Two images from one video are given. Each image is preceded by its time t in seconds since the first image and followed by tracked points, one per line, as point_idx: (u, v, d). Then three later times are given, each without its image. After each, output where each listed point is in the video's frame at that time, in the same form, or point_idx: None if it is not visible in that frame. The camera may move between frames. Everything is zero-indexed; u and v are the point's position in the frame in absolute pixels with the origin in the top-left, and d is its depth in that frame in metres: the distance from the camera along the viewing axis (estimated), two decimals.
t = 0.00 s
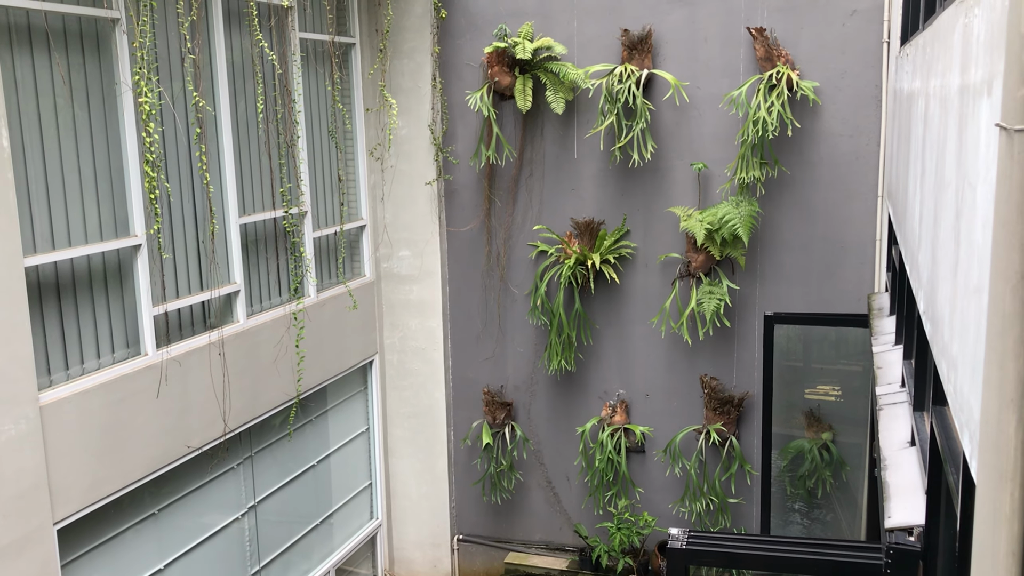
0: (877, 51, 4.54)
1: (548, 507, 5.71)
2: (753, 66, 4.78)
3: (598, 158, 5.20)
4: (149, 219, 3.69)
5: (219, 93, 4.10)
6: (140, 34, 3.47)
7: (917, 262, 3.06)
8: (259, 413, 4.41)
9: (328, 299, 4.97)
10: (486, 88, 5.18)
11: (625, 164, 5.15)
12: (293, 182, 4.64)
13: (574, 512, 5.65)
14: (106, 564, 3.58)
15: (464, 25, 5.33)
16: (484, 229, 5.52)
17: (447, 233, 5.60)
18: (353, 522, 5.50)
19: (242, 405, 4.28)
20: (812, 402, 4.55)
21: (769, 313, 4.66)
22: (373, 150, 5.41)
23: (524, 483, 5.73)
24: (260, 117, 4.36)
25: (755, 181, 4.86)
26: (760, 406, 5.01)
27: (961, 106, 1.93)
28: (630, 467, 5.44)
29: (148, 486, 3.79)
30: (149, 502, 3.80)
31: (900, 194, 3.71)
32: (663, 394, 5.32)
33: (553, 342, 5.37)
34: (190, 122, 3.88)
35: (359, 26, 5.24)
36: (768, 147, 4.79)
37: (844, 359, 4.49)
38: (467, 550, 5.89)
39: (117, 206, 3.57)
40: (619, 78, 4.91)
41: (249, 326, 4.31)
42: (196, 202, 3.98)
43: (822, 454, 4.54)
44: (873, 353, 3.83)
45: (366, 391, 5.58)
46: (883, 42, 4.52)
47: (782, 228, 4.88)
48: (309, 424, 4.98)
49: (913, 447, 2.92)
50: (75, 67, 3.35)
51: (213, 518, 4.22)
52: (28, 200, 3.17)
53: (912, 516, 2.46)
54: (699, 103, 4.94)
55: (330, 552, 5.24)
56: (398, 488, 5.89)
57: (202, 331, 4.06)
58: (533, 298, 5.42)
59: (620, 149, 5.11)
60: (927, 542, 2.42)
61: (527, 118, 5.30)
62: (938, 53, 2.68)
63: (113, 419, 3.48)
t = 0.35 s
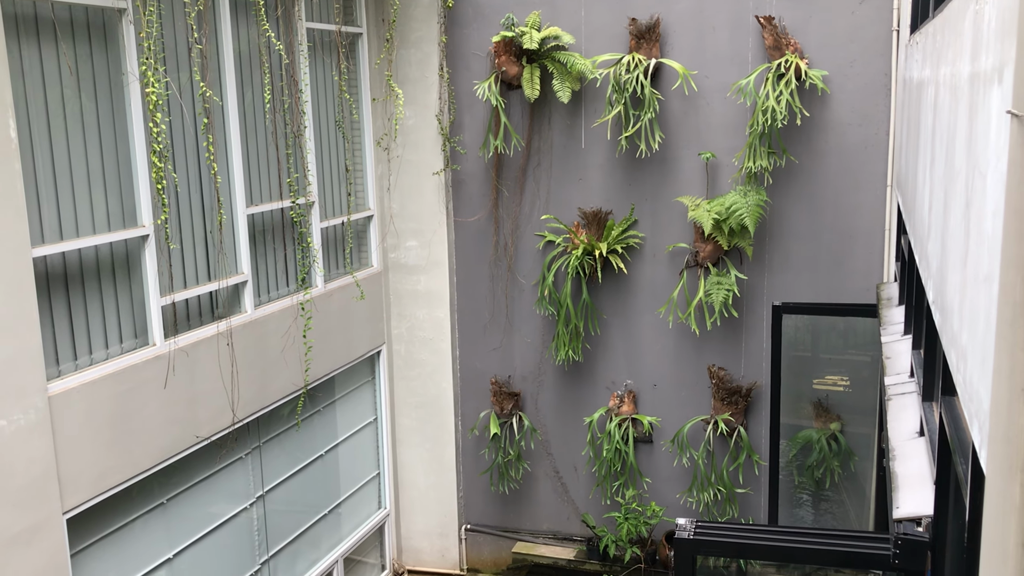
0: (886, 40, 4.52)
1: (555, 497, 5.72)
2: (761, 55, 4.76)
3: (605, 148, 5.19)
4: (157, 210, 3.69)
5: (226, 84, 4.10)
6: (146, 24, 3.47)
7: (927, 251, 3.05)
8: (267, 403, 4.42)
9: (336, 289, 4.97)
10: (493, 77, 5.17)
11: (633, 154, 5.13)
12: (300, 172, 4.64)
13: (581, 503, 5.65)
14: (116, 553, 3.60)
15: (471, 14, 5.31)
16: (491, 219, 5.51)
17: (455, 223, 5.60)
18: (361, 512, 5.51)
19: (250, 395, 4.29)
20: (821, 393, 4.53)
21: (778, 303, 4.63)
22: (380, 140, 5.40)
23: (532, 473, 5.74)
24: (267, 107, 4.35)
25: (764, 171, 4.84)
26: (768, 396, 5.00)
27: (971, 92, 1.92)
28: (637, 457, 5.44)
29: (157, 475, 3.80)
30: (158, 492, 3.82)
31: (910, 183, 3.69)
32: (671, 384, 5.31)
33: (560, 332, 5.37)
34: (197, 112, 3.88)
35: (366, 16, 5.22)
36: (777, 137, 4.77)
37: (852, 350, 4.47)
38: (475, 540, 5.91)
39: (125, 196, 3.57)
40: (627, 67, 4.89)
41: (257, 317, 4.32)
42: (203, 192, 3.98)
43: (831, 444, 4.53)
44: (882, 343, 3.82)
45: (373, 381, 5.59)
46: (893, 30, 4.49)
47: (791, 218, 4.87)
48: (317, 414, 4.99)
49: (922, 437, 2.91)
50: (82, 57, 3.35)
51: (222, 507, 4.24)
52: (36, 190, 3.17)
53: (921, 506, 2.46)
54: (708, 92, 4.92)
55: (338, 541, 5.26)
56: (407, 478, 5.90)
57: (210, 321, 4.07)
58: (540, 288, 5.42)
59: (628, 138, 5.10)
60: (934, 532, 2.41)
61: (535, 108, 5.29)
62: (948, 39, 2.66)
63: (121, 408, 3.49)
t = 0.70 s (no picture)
0: (895, 25, 4.48)
1: (562, 483, 5.73)
2: (769, 41, 4.73)
3: (612, 134, 5.17)
4: (163, 198, 3.69)
5: (232, 71, 4.09)
6: (151, 11, 3.46)
7: (936, 237, 3.03)
8: (274, 391, 4.43)
9: (342, 277, 4.97)
10: (499, 64, 5.15)
11: (640, 140, 5.11)
12: (306, 160, 4.63)
13: (588, 489, 5.67)
14: (125, 540, 3.62)
15: None
16: (498, 206, 5.50)
17: (461, 210, 5.59)
18: (368, 499, 5.53)
19: (258, 383, 4.30)
20: (828, 379, 4.51)
21: (785, 290, 4.63)
22: (385, 127, 5.38)
23: (539, 460, 5.75)
24: (273, 94, 4.34)
25: (772, 157, 4.81)
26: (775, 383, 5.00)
27: (981, 76, 1.90)
28: (644, 444, 5.45)
29: (165, 463, 3.82)
30: (167, 479, 3.84)
31: (918, 169, 3.67)
32: (678, 370, 5.31)
33: (567, 319, 5.37)
34: (203, 99, 3.87)
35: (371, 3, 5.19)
36: (785, 123, 4.74)
37: (860, 337, 4.47)
38: (482, 526, 5.93)
39: (131, 184, 3.57)
40: (634, 53, 4.86)
41: (264, 304, 4.33)
42: (210, 179, 3.97)
43: (838, 431, 4.50)
44: (890, 329, 3.81)
45: (380, 368, 5.60)
46: (902, 14, 4.45)
47: (798, 204, 4.84)
48: (324, 401, 5.00)
49: (930, 424, 2.90)
50: (87, 46, 3.34)
51: (230, 494, 4.26)
52: (43, 178, 3.17)
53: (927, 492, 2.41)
54: (715, 78, 4.89)
55: (346, 528, 5.28)
56: (414, 465, 5.92)
57: (217, 309, 4.07)
58: (547, 275, 5.41)
59: (635, 125, 5.07)
60: (941, 519, 2.39)
61: (541, 94, 5.26)
62: (958, 23, 2.64)
63: (129, 396, 3.51)
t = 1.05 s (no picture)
0: (902, 7, 4.45)
1: (567, 468, 5.75)
2: (774, 24, 4.70)
3: (617, 119, 5.15)
4: (168, 183, 3.69)
5: (235, 55, 4.07)
6: None
7: (943, 220, 3.02)
8: (280, 376, 4.44)
9: (347, 262, 4.97)
10: (504, 47, 5.12)
11: (645, 124, 5.09)
12: (310, 145, 4.63)
13: (594, 474, 5.68)
14: (132, 525, 3.64)
15: None
16: (503, 191, 5.49)
17: (466, 195, 5.58)
18: (374, 484, 5.55)
19: (264, 368, 4.31)
20: (834, 363, 4.50)
21: (791, 275, 4.58)
22: (389, 112, 5.36)
23: (544, 445, 5.77)
24: (276, 79, 4.32)
25: (778, 141, 4.79)
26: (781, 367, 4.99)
27: (990, 57, 1.88)
28: (649, 429, 5.46)
29: (172, 448, 3.83)
30: (173, 464, 3.85)
31: (925, 152, 3.64)
32: (683, 355, 5.31)
33: (572, 304, 5.37)
34: (206, 84, 3.85)
35: None
36: (791, 106, 4.71)
37: (865, 322, 4.42)
38: (488, 510, 5.95)
39: (135, 170, 3.57)
40: (638, 36, 4.83)
41: (269, 290, 4.33)
42: (214, 164, 3.97)
43: (843, 415, 4.48)
44: (896, 314, 3.79)
45: (386, 353, 5.61)
46: None
47: (804, 188, 4.82)
48: (330, 386, 5.01)
49: (936, 408, 2.89)
50: (90, 31, 3.33)
51: (236, 479, 4.28)
52: (47, 164, 3.17)
53: (935, 477, 2.41)
54: (721, 62, 4.86)
55: (352, 512, 5.31)
56: (419, 450, 5.94)
57: (223, 295, 4.08)
58: (552, 261, 5.40)
59: (640, 109, 5.05)
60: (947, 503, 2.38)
61: (546, 78, 5.24)
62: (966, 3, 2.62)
63: (136, 382, 3.52)
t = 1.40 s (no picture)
0: None
1: (571, 449, 5.76)
2: (780, 3, 4.66)
3: (621, 99, 5.12)
4: (170, 163, 3.67)
5: (237, 35, 4.04)
6: None
7: (949, 200, 3.00)
8: (283, 358, 4.44)
9: (350, 243, 4.96)
10: (507, 27, 5.09)
11: (649, 105, 5.06)
12: (312, 126, 4.61)
13: (597, 455, 5.70)
14: (137, 505, 3.66)
15: None
16: (506, 172, 5.47)
17: (469, 176, 5.56)
18: (378, 465, 5.57)
19: (267, 349, 4.31)
20: (837, 345, 4.49)
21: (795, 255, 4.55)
22: (392, 92, 5.33)
23: (548, 426, 5.78)
24: (279, 59, 4.30)
25: (782, 121, 4.76)
26: (784, 348, 4.99)
27: (998, 33, 1.86)
28: (653, 410, 5.47)
29: (176, 429, 3.84)
30: (177, 445, 3.86)
31: (931, 132, 3.62)
32: (687, 337, 5.31)
33: (576, 286, 5.36)
34: (208, 64, 3.83)
35: None
36: (796, 86, 4.68)
37: (870, 303, 4.37)
38: (491, 491, 5.97)
39: (137, 151, 3.55)
40: (643, 15, 4.80)
41: (272, 271, 4.32)
42: (216, 144, 3.95)
43: (847, 397, 4.48)
44: (901, 295, 3.78)
45: (389, 335, 5.61)
46: None
47: (809, 169, 4.80)
48: (333, 368, 5.02)
49: (941, 388, 2.89)
50: (91, 10, 3.30)
51: (241, 460, 4.29)
52: (49, 145, 3.16)
53: (938, 457, 2.43)
54: (726, 41, 4.83)
55: (356, 493, 5.33)
56: (423, 431, 5.95)
57: (226, 276, 4.07)
58: (556, 242, 5.39)
59: (644, 89, 5.02)
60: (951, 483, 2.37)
61: (549, 59, 5.21)
62: None
63: (140, 363, 3.52)
